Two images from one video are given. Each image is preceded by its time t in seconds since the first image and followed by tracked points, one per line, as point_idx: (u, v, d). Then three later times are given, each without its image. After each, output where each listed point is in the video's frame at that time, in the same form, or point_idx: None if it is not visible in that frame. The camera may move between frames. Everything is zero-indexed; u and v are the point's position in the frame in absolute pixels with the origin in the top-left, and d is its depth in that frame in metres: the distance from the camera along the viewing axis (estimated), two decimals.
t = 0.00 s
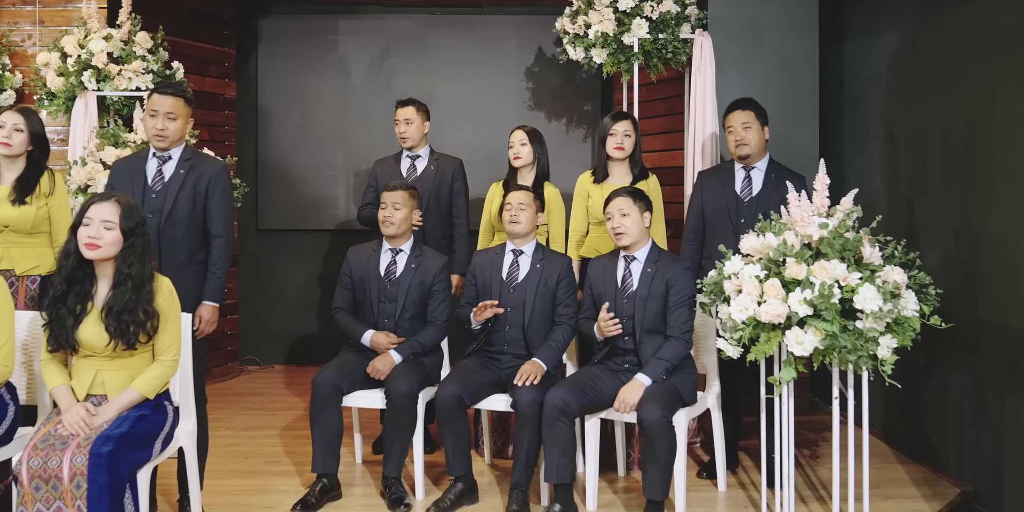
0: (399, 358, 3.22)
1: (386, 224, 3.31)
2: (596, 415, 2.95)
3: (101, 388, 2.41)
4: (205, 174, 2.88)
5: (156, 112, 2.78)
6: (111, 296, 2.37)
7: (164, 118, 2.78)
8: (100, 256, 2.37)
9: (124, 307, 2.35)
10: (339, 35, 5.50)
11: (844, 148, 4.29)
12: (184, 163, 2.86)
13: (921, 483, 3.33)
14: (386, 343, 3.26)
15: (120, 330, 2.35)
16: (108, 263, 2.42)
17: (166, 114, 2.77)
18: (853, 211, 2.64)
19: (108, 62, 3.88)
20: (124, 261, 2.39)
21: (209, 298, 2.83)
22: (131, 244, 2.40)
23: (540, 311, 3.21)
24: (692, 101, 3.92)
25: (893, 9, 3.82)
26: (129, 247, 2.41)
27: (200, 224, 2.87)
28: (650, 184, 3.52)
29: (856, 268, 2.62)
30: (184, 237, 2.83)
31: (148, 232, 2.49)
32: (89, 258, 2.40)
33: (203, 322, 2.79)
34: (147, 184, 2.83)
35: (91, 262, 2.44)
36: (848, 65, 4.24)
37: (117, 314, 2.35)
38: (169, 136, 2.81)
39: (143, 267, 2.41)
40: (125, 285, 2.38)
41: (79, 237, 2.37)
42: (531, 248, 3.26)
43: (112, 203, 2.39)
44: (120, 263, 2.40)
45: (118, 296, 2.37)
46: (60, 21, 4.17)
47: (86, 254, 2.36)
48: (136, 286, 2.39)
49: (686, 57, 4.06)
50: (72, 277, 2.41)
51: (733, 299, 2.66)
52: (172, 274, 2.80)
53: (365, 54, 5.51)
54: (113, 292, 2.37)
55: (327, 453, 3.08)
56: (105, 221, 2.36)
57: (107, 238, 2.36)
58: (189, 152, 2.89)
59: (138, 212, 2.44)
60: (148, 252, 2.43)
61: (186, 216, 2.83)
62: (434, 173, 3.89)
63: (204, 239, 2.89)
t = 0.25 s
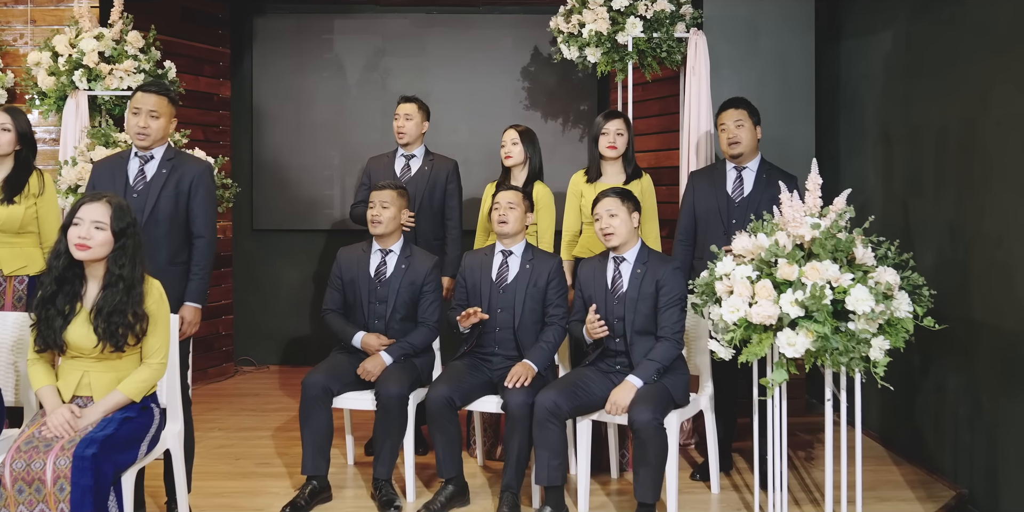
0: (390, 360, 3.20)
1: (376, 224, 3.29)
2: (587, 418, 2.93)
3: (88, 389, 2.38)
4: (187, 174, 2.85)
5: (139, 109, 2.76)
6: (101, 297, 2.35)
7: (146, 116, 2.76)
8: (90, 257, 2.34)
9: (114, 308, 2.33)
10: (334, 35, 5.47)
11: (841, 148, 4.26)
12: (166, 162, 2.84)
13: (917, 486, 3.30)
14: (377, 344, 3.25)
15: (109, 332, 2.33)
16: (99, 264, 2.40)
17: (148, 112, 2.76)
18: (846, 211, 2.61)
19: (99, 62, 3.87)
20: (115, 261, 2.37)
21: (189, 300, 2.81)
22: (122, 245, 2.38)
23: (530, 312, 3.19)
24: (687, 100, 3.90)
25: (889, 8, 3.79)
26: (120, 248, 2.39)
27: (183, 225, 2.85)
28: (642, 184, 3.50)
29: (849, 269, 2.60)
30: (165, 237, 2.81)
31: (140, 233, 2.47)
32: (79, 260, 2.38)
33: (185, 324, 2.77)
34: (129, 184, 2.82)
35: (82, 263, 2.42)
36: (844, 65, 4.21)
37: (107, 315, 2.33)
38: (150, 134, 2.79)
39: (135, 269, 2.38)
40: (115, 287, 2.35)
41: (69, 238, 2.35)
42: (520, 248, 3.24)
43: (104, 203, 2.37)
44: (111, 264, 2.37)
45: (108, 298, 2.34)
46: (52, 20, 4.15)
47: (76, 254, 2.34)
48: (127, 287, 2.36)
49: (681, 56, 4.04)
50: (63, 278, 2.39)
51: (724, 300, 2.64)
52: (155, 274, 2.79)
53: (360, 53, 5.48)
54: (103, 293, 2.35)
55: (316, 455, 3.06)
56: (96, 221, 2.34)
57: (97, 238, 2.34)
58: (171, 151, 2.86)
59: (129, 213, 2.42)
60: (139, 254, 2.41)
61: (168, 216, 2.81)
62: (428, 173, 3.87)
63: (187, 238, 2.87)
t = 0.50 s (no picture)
0: (386, 360, 3.19)
1: (371, 223, 3.28)
2: (584, 418, 2.91)
3: (79, 389, 2.38)
4: (177, 173, 2.84)
5: (129, 107, 2.76)
6: (92, 296, 2.34)
7: (136, 114, 2.76)
8: (81, 256, 2.34)
9: (105, 308, 2.32)
10: (333, 34, 5.46)
11: (841, 147, 4.24)
12: (156, 162, 2.83)
13: (916, 487, 3.27)
14: (373, 345, 3.24)
15: (99, 330, 2.31)
16: (91, 263, 2.39)
17: (138, 110, 2.75)
18: (844, 211, 2.58)
19: (96, 61, 3.87)
20: (106, 260, 2.37)
21: (180, 300, 2.79)
22: (113, 244, 2.38)
23: (525, 312, 3.18)
24: (686, 100, 3.88)
25: (889, 7, 3.77)
26: (111, 247, 2.38)
27: (173, 224, 2.85)
28: (639, 184, 3.48)
29: (846, 269, 2.58)
30: (156, 237, 2.80)
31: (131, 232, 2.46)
32: (70, 259, 2.38)
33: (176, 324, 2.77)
34: (118, 183, 2.81)
35: (73, 262, 2.41)
36: (845, 64, 4.19)
37: (98, 314, 2.32)
38: (141, 133, 2.78)
39: (126, 268, 2.38)
40: (107, 286, 2.35)
41: (59, 237, 2.34)
42: (514, 248, 3.24)
43: (95, 202, 2.37)
44: (102, 262, 2.37)
45: (98, 297, 2.33)
46: (50, 20, 4.15)
47: (67, 253, 2.33)
48: (118, 286, 2.36)
49: (680, 55, 4.02)
50: (53, 277, 2.38)
51: (720, 300, 2.62)
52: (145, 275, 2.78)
53: (360, 53, 5.47)
54: (94, 293, 2.34)
55: (312, 456, 3.04)
56: (87, 221, 2.34)
57: (88, 237, 2.34)
58: (161, 151, 2.86)
59: (120, 212, 2.42)
60: (130, 253, 2.40)
61: (158, 215, 2.80)
62: (425, 173, 3.86)
63: (177, 238, 2.86)
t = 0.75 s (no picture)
0: (386, 359, 3.19)
1: (373, 222, 3.27)
2: (583, 418, 2.90)
3: (76, 388, 2.38)
4: (173, 172, 2.84)
5: (127, 104, 2.79)
6: (85, 295, 2.34)
7: (134, 110, 2.78)
8: (73, 254, 2.34)
9: (98, 305, 2.33)
10: (336, 34, 5.47)
11: (844, 147, 4.22)
12: (152, 160, 2.83)
13: (919, 488, 3.25)
14: (373, 344, 3.23)
15: (93, 328, 2.32)
16: (83, 260, 2.39)
17: (136, 106, 2.78)
18: (844, 210, 2.57)
19: (98, 61, 3.88)
20: (98, 258, 2.37)
21: (177, 299, 2.79)
22: (104, 242, 2.38)
23: (524, 311, 3.18)
24: (688, 99, 3.87)
25: (893, 6, 3.75)
26: (102, 245, 2.38)
27: (169, 224, 2.85)
28: (638, 182, 3.47)
29: (847, 268, 2.56)
30: (152, 236, 2.80)
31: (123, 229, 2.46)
32: (62, 257, 2.38)
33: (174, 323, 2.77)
34: (114, 182, 2.82)
35: (65, 261, 2.42)
36: (849, 63, 4.17)
37: (92, 312, 2.32)
38: (137, 130, 2.80)
39: (118, 265, 2.38)
40: (100, 284, 2.35)
41: (52, 236, 2.35)
42: (511, 248, 3.23)
43: (85, 201, 2.36)
44: (94, 261, 2.37)
45: (92, 295, 2.34)
46: (52, 20, 4.18)
47: (58, 252, 2.33)
48: (111, 283, 2.36)
49: (681, 54, 4.00)
50: (46, 276, 2.38)
51: (720, 300, 2.61)
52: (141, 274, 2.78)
53: (363, 52, 5.47)
54: (88, 291, 2.35)
55: (311, 455, 3.04)
56: (77, 219, 2.34)
57: (79, 235, 2.34)
58: (157, 150, 2.86)
59: (112, 210, 2.42)
60: (123, 249, 2.40)
61: (154, 214, 2.80)
62: (426, 173, 3.86)
63: (173, 237, 2.86)
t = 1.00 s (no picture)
0: (389, 358, 3.19)
1: (378, 220, 3.27)
2: (586, 417, 2.90)
3: (76, 385, 2.39)
4: (175, 170, 2.85)
5: (129, 101, 2.79)
6: (81, 292, 2.35)
7: (136, 108, 2.79)
8: (67, 252, 2.34)
9: (94, 303, 2.33)
10: (342, 33, 5.47)
11: (850, 146, 4.21)
12: (154, 159, 2.84)
13: (924, 489, 3.24)
14: (377, 343, 3.23)
15: (90, 325, 2.33)
16: (77, 258, 2.40)
17: (138, 104, 2.78)
18: (848, 209, 2.56)
19: (103, 60, 3.89)
20: (91, 256, 2.37)
21: (180, 297, 2.80)
22: (96, 239, 2.38)
23: (526, 311, 3.18)
24: (693, 99, 3.86)
25: (898, 5, 3.73)
26: (96, 242, 2.38)
27: (171, 222, 2.85)
28: (641, 181, 3.46)
29: (850, 267, 2.55)
30: (155, 234, 2.81)
31: (116, 226, 2.47)
32: (56, 256, 2.38)
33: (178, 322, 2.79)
34: (117, 181, 2.82)
35: (60, 259, 2.42)
36: (854, 62, 4.15)
37: (88, 309, 2.33)
38: (139, 127, 2.80)
39: (112, 263, 2.39)
40: (94, 281, 2.36)
41: (44, 235, 2.35)
42: (513, 247, 3.23)
43: (77, 199, 2.37)
44: (88, 258, 2.37)
45: (87, 293, 2.34)
46: (58, 19, 4.23)
47: (52, 250, 2.33)
48: (106, 281, 2.37)
49: (686, 53, 4.00)
50: (41, 275, 2.38)
51: (723, 299, 2.60)
52: (143, 272, 2.79)
53: (368, 52, 5.48)
54: (83, 289, 2.35)
55: (314, 454, 3.04)
56: (70, 217, 2.34)
57: (72, 233, 2.34)
58: (159, 148, 2.87)
59: (104, 208, 2.42)
60: (117, 246, 2.41)
61: (157, 213, 2.81)
62: (430, 172, 3.86)
63: (176, 236, 2.87)
